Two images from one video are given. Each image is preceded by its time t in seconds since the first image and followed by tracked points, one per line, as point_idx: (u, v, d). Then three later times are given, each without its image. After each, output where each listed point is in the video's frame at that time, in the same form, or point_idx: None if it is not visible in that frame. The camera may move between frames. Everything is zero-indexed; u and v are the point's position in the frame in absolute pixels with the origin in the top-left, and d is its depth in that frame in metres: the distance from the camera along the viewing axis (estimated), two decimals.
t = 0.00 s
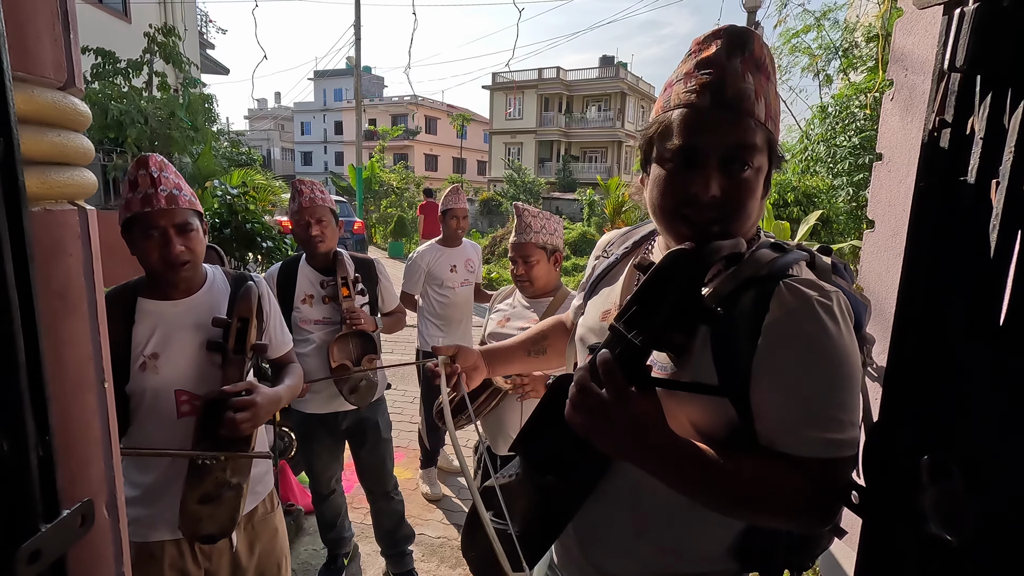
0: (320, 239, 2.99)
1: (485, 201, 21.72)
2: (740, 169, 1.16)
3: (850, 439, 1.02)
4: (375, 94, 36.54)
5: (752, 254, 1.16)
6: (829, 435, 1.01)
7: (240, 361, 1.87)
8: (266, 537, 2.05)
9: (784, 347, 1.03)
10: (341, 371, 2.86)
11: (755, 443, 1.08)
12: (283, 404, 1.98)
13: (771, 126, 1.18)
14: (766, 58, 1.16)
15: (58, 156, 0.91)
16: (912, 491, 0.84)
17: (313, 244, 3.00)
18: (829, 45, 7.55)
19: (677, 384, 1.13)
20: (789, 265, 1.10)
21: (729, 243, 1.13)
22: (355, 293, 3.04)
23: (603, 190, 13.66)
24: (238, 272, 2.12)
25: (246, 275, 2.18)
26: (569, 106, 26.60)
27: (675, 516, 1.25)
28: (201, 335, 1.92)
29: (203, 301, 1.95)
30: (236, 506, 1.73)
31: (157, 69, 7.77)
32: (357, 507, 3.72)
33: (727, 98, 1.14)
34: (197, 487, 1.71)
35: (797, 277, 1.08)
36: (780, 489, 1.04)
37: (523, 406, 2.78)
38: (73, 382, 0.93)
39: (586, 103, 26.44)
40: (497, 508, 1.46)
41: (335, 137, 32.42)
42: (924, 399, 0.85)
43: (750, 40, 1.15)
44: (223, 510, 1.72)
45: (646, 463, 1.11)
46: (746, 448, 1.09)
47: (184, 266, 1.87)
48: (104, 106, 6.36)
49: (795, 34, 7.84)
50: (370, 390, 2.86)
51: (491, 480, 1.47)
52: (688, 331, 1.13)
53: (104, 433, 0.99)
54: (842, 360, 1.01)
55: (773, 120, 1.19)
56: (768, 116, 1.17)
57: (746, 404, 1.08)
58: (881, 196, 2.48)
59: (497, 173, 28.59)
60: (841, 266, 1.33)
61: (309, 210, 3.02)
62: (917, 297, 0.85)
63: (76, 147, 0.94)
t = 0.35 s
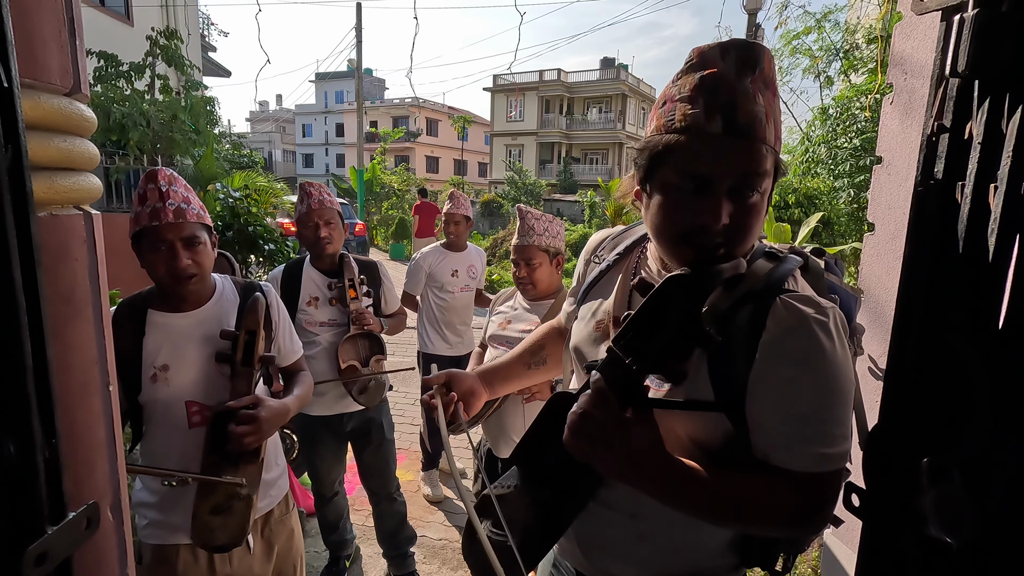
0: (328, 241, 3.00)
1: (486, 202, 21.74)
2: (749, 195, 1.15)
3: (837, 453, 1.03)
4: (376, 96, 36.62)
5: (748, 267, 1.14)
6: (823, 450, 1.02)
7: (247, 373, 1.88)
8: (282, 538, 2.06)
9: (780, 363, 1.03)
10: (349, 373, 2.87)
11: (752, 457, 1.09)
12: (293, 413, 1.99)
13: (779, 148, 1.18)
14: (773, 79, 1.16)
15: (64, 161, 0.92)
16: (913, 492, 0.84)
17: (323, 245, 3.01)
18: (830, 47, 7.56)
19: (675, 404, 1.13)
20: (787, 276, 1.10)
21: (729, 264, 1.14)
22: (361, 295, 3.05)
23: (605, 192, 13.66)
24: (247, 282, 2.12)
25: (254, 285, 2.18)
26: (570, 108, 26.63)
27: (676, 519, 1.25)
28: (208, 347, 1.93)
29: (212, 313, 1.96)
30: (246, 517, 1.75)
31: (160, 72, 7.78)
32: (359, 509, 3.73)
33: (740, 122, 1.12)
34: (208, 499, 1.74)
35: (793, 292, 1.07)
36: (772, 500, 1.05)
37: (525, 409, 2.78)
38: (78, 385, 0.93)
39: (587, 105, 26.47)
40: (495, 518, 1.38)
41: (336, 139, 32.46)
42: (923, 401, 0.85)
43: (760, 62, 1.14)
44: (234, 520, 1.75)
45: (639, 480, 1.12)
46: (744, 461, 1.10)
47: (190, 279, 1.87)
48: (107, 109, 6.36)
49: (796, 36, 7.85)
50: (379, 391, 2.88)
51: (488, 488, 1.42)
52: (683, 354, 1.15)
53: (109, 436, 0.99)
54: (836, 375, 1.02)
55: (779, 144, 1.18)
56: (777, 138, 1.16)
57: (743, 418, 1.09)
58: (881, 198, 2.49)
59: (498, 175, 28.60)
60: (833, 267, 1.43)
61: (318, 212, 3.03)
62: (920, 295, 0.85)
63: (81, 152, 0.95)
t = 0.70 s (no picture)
0: (329, 241, 3.01)
1: (487, 204, 21.76)
2: (748, 215, 1.12)
3: (830, 449, 1.05)
4: (377, 98, 36.67)
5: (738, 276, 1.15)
6: (807, 447, 1.04)
7: (249, 353, 1.89)
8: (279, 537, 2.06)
9: (777, 373, 1.04)
10: (347, 373, 2.87)
11: (751, 455, 1.10)
12: (297, 394, 1.98)
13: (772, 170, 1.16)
14: (769, 100, 1.14)
15: (65, 162, 0.93)
16: (913, 491, 0.84)
17: (322, 245, 3.01)
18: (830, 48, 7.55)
19: (674, 418, 1.13)
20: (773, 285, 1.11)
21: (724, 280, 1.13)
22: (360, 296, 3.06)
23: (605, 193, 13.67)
24: (247, 269, 2.12)
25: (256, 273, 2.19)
26: (571, 109, 26.65)
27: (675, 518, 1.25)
28: (213, 330, 1.94)
29: (214, 298, 1.97)
30: (254, 496, 1.75)
31: (161, 74, 7.80)
32: (360, 510, 3.73)
33: (743, 146, 1.09)
34: (214, 478, 1.73)
35: (781, 300, 1.08)
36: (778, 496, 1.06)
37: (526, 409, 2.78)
38: (78, 386, 0.94)
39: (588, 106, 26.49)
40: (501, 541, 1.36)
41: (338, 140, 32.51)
42: (922, 399, 0.85)
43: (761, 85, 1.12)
44: (241, 500, 1.75)
45: (645, 492, 1.12)
46: (744, 458, 1.12)
47: (189, 263, 1.88)
48: (108, 110, 6.36)
49: (796, 37, 7.87)
50: (375, 392, 2.89)
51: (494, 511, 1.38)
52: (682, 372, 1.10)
53: (109, 436, 1.00)
54: (826, 377, 1.04)
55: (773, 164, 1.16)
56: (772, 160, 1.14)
57: (740, 424, 1.10)
58: (880, 199, 2.49)
59: (499, 177, 28.62)
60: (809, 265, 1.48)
61: (319, 212, 3.03)
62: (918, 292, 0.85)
63: (83, 153, 0.95)
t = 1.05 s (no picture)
0: (332, 242, 3.01)
1: (489, 205, 21.78)
2: (675, 225, 1.17)
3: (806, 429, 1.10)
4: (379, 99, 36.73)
5: (700, 270, 1.18)
6: (770, 424, 1.09)
7: (250, 349, 1.87)
8: (272, 544, 2.04)
9: (749, 355, 1.09)
10: (348, 373, 2.87)
11: (736, 435, 1.14)
12: (295, 395, 1.98)
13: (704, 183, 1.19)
14: (695, 116, 1.18)
15: (69, 161, 0.93)
16: (914, 490, 0.84)
17: (325, 246, 3.02)
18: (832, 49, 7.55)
19: (658, 407, 1.13)
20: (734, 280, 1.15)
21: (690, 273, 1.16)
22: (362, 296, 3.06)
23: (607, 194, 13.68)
24: (256, 269, 2.13)
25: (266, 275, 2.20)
26: (572, 110, 26.67)
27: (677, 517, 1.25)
28: (217, 327, 1.94)
29: (222, 295, 1.97)
30: (243, 493, 1.74)
31: (165, 75, 7.82)
32: (362, 510, 3.73)
33: (657, 164, 1.15)
34: (204, 474, 1.72)
35: (745, 289, 1.14)
36: (771, 468, 1.08)
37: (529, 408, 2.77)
38: (80, 385, 0.94)
39: (590, 107, 26.50)
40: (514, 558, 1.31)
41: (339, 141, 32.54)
42: (926, 396, 0.85)
43: (680, 100, 1.18)
44: (229, 497, 1.73)
45: (647, 482, 1.06)
46: (727, 442, 1.15)
47: (199, 261, 1.90)
48: (112, 111, 6.38)
49: (798, 37, 7.87)
50: (377, 393, 2.88)
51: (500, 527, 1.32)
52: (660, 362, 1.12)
53: (112, 435, 1.00)
54: (789, 355, 1.10)
55: (706, 172, 1.20)
56: (700, 173, 1.18)
57: (721, 407, 1.13)
58: (882, 198, 2.49)
59: (501, 177, 28.65)
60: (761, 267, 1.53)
61: (323, 213, 3.03)
62: (920, 292, 0.85)
63: (84, 151, 0.95)
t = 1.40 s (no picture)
0: (333, 244, 3.02)
1: (490, 205, 21.80)
2: (600, 202, 1.38)
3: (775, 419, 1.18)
4: (381, 100, 36.75)
5: (661, 252, 1.31)
6: (733, 389, 1.19)
7: (249, 350, 1.89)
8: (269, 545, 2.06)
9: (708, 325, 1.21)
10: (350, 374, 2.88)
11: (705, 406, 1.24)
12: (293, 396, 1.99)
13: (622, 162, 1.37)
14: (607, 109, 1.39)
15: (77, 162, 0.94)
16: (917, 491, 0.84)
17: (327, 247, 3.03)
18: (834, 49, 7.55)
19: (623, 372, 1.28)
20: (693, 258, 1.28)
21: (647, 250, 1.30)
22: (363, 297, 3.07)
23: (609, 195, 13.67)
24: (255, 272, 2.15)
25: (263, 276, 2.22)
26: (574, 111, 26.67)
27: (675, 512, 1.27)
28: (216, 329, 1.95)
29: (221, 296, 1.99)
30: (243, 495, 1.74)
31: (167, 76, 7.81)
32: (363, 510, 3.74)
33: (574, 151, 1.39)
34: (203, 476, 1.73)
35: (701, 264, 1.27)
36: (735, 430, 1.18)
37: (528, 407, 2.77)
38: (86, 384, 0.94)
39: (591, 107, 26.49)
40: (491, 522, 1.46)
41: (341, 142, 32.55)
42: (929, 394, 0.86)
43: (595, 100, 1.41)
44: (229, 499, 1.74)
45: (611, 437, 1.17)
46: (694, 412, 1.26)
47: (204, 261, 1.91)
48: (113, 111, 6.36)
49: (800, 37, 7.87)
50: (378, 393, 2.91)
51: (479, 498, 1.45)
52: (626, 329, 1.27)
53: (118, 433, 1.01)
54: (748, 324, 1.22)
55: (626, 156, 1.38)
56: (615, 154, 1.37)
57: (687, 376, 1.25)
58: (883, 199, 2.49)
59: (502, 178, 28.64)
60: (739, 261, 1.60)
61: (324, 214, 3.03)
62: (920, 292, 0.86)
63: (91, 153, 0.96)
